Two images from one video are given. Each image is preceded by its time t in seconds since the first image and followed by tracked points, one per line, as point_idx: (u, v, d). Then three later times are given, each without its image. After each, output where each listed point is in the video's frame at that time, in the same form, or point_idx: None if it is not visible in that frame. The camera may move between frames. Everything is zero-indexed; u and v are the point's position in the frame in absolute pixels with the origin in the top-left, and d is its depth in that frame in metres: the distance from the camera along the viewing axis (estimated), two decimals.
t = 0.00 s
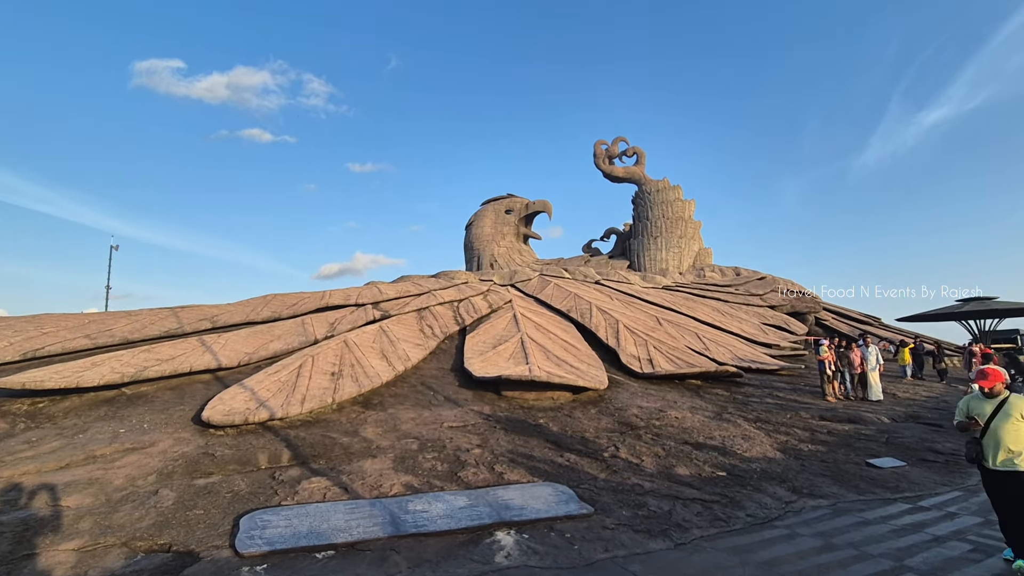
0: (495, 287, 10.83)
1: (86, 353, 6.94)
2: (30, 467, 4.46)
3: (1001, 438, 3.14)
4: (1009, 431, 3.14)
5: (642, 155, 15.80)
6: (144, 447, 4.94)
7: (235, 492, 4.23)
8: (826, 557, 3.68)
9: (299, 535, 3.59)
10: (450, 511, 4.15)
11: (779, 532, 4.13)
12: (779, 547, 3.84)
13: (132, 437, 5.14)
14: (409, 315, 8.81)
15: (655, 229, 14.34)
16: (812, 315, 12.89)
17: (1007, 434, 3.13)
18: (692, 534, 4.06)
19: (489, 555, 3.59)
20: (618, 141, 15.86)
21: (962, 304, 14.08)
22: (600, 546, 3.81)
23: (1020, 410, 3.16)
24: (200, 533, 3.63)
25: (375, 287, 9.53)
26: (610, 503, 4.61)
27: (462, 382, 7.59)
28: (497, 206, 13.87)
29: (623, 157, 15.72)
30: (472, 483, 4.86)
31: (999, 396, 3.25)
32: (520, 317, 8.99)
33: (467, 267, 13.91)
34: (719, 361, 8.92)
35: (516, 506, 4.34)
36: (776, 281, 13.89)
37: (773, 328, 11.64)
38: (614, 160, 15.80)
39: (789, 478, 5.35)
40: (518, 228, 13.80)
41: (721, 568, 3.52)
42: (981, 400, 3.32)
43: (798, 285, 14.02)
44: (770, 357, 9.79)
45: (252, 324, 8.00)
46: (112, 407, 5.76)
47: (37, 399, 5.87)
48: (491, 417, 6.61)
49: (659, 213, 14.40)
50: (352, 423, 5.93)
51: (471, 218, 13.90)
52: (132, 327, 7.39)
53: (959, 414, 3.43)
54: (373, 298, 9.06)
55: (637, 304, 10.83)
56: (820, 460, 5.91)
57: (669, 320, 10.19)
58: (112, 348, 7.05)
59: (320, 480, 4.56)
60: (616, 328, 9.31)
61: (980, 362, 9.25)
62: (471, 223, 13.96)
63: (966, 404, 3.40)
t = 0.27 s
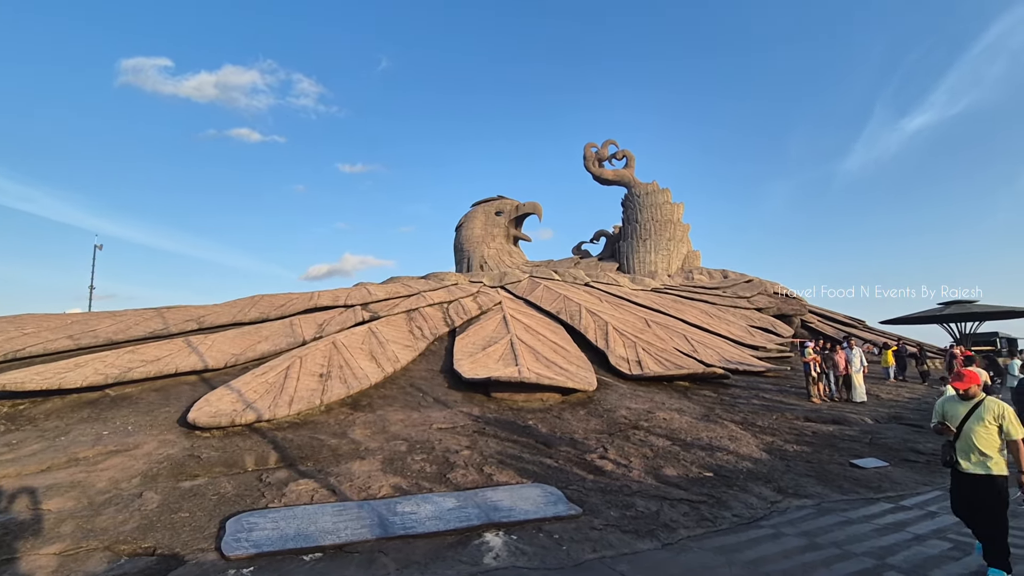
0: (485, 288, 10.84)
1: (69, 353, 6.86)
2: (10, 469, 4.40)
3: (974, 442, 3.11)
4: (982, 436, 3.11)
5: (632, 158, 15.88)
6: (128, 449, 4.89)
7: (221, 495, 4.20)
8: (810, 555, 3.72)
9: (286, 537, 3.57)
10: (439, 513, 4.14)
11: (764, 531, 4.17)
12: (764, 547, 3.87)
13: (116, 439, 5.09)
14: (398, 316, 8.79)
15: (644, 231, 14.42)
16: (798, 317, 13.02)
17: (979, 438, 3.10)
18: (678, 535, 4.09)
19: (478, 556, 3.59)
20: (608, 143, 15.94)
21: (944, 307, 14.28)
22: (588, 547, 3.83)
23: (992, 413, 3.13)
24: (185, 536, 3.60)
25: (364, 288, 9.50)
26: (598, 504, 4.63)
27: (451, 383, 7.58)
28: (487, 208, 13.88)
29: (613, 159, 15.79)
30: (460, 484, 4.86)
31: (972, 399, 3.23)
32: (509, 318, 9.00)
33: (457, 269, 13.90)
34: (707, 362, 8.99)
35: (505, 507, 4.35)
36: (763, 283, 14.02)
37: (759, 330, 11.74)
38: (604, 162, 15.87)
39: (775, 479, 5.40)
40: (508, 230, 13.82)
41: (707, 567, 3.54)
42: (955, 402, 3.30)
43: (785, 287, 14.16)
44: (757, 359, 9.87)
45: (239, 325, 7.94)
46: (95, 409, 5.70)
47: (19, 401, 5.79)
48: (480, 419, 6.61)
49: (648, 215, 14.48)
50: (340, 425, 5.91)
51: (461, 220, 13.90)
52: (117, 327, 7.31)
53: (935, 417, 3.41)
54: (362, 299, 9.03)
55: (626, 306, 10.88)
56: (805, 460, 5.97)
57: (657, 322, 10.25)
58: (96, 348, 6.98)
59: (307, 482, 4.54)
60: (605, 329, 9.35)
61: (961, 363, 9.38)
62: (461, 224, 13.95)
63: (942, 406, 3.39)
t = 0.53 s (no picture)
0: (474, 291, 10.83)
1: (51, 356, 6.77)
2: None
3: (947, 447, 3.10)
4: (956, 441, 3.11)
5: (621, 161, 15.96)
6: (111, 453, 4.84)
7: (206, 499, 4.16)
8: (794, 556, 3.75)
9: (272, 542, 3.55)
10: (427, 516, 4.13)
11: (750, 533, 4.20)
12: (750, 548, 3.90)
13: (99, 442, 5.02)
14: (387, 319, 8.76)
15: (633, 235, 14.48)
16: (784, 321, 13.14)
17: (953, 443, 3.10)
18: (666, 537, 4.11)
19: (466, 559, 3.59)
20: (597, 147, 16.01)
21: (926, 311, 14.47)
22: (576, 549, 3.83)
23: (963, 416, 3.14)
24: (169, 541, 3.57)
25: (353, 290, 9.45)
26: (586, 507, 4.64)
27: (440, 386, 7.57)
28: (477, 210, 13.88)
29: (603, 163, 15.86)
30: (449, 487, 4.85)
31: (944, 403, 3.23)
32: (499, 321, 9.01)
33: (447, 271, 13.88)
34: (695, 365, 9.04)
35: (493, 510, 4.35)
36: (750, 287, 14.14)
37: (746, 334, 11.84)
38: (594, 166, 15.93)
39: (761, 481, 5.44)
40: (498, 232, 13.83)
41: (694, 569, 3.56)
42: (926, 407, 3.30)
43: (771, 291, 14.29)
44: (743, 362, 9.95)
45: (226, 328, 7.87)
46: (77, 412, 5.63)
47: None
48: (469, 421, 6.61)
49: (637, 219, 14.56)
50: (328, 428, 5.87)
51: (451, 222, 13.88)
52: (101, 329, 7.22)
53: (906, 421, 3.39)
54: (351, 301, 8.99)
55: (615, 309, 10.92)
56: (791, 462, 6.02)
57: (646, 325, 10.30)
58: (78, 350, 6.89)
59: (294, 486, 4.50)
60: (594, 332, 9.38)
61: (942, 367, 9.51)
62: (451, 226, 13.94)
63: (913, 411, 3.39)
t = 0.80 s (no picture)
0: (464, 293, 10.81)
1: (33, 357, 6.67)
2: None
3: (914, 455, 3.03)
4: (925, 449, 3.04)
5: (611, 165, 16.02)
6: (94, 457, 4.77)
7: (191, 503, 4.11)
8: (781, 558, 3.77)
9: (259, 546, 3.51)
10: (416, 520, 4.11)
11: (737, 535, 4.21)
12: (737, 550, 3.91)
13: (81, 446, 4.95)
14: (377, 321, 8.72)
15: (622, 238, 14.54)
16: (772, 324, 13.24)
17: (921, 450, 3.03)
18: (654, 539, 4.11)
19: (455, 562, 3.57)
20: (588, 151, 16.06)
21: (910, 315, 14.63)
22: (565, 552, 3.83)
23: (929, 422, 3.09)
24: (153, 546, 3.52)
25: (342, 292, 9.40)
26: (576, 509, 4.64)
27: (429, 388, 7.55)
28: (468, 212, 13.88)
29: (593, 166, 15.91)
30: (438, 490, 4.83)
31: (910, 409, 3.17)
32: (489, 323, 8.99)
33: (437, 273, 13.85)
34: (683, 368, 9.08)
35: (483, 513, 4.33)
36: (738, 290, 14.23)
37: (735, 337, 11.91)
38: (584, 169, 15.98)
39: (748, 483, 5.46)
40: (489, 235, 13.83)
41: (682, 571, 3.57)
42: (893, 412, 3.21)
43: (759, 295, 14.40)
44: (732, 365, 10.01)
45: (213, 329, 7.80)
46: (60, 415, 5.55)
47: None
48: (459, 424, 6.59)
49: (627, 222, 14.61)
50: (316, 431, 5.83)
51: (442, 224, 13.86)
52: (84, 330, 7.13)
53: (873, 427, 3.28)
54: (340, 303, 8.94)
55: (605, 312, 10.95)
56: (778, 464, 6.05)
57: (635, 327, 10.33)
58: (61, 352, 6.80)
59: (282, 489, 4.46)
60: (584, 335, 9.39)
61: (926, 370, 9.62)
62: (441, 228, 13.92)
63: (879, 418, 3.29)
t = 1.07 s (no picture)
0: (453, 295, 10.78)
1: (12, 359, 6.55)
2: None
3: (876, 455, 3.03)
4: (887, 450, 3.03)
5: (601, 169, 16.08)
6: (73, 461, 4.69)
7: (173, 507, 4.05)
8: (766, 559, 3.78)
9: (242, 550, 3.47)
10: (403, 523, 4.07)
11: (723, 537, 4.22)
12: (723, 552, 3.92)
13: (60, 450, 4.87)
14: (364, 323, 8.67)
15: (611, 241, 14.58)
16: (758, 327, 13.35)
17: (881, 451, 3.02)
18: (641, 541, 4.11)
19: (442, 566, 3.55)
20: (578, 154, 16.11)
21: (892, 319, 14.81)
22: (553, 555, 3.81)
23: (894, 422, 3.07)
24: (133, 551, 3.46)
25: (330, 294, 9.33)
26: (563, 512, 4.62)
27: (417, 391, 7.51)
28: (457, 215, 13.85)
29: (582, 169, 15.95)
30: (425, 494, 4.80)
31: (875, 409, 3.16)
32: (477, 326, 8.97)
33: (426, 275, 13.80)
34: (671, 371, 9.11)
35: (470, 516, 4.31)
36: (725, 293, 14.33)
37: (721, 340, 11.99)
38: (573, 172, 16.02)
39: (734, 485, 5.49)
40: (478, 237, 13.81)
41: (668, 573, 3.57)
42: (859, 412, 3.20)
43: (745, 298, 14.51)
44: (718, 367, 10.07)
45: (197, 331, 7.71)
46: (38, 418, 5.45)
47: None
48: (447, 427, 6.55)
49: (615, 225, 14.66)
50: (302, 434, 5.77)
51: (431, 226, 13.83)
52: (65, 332, 7.02)
53: (841, 426, 3.29)
54: (327, 305, 8.87)
55: (594, 314, 10.98)
56: (763, 466, 6.09)
57: (624, 330, 10.36)
58: (41, 354, 6.69)
59: (266, 493, 4.41)
60: (572, 338, 9.40)
61: (908, 373, 9.75)
62: (430, 231, 13.88)
63: (847, 417, 3.28)
